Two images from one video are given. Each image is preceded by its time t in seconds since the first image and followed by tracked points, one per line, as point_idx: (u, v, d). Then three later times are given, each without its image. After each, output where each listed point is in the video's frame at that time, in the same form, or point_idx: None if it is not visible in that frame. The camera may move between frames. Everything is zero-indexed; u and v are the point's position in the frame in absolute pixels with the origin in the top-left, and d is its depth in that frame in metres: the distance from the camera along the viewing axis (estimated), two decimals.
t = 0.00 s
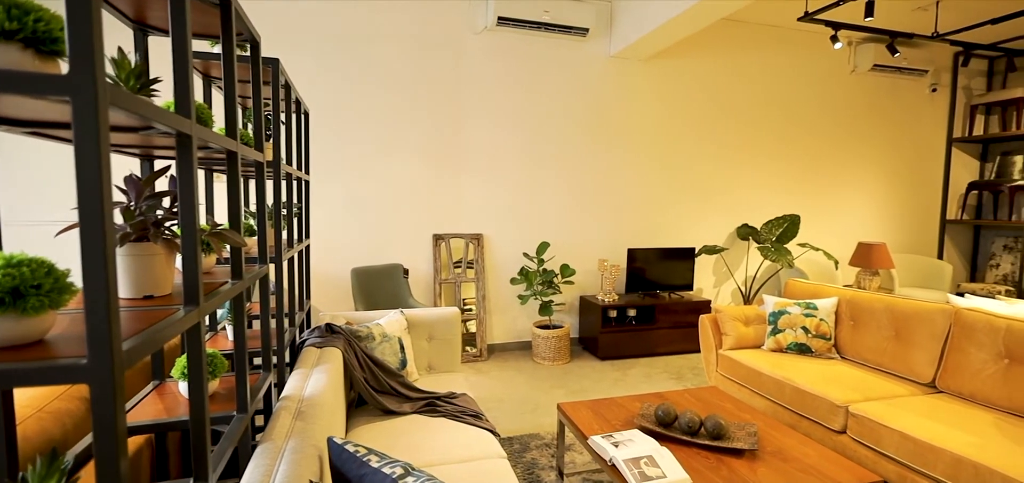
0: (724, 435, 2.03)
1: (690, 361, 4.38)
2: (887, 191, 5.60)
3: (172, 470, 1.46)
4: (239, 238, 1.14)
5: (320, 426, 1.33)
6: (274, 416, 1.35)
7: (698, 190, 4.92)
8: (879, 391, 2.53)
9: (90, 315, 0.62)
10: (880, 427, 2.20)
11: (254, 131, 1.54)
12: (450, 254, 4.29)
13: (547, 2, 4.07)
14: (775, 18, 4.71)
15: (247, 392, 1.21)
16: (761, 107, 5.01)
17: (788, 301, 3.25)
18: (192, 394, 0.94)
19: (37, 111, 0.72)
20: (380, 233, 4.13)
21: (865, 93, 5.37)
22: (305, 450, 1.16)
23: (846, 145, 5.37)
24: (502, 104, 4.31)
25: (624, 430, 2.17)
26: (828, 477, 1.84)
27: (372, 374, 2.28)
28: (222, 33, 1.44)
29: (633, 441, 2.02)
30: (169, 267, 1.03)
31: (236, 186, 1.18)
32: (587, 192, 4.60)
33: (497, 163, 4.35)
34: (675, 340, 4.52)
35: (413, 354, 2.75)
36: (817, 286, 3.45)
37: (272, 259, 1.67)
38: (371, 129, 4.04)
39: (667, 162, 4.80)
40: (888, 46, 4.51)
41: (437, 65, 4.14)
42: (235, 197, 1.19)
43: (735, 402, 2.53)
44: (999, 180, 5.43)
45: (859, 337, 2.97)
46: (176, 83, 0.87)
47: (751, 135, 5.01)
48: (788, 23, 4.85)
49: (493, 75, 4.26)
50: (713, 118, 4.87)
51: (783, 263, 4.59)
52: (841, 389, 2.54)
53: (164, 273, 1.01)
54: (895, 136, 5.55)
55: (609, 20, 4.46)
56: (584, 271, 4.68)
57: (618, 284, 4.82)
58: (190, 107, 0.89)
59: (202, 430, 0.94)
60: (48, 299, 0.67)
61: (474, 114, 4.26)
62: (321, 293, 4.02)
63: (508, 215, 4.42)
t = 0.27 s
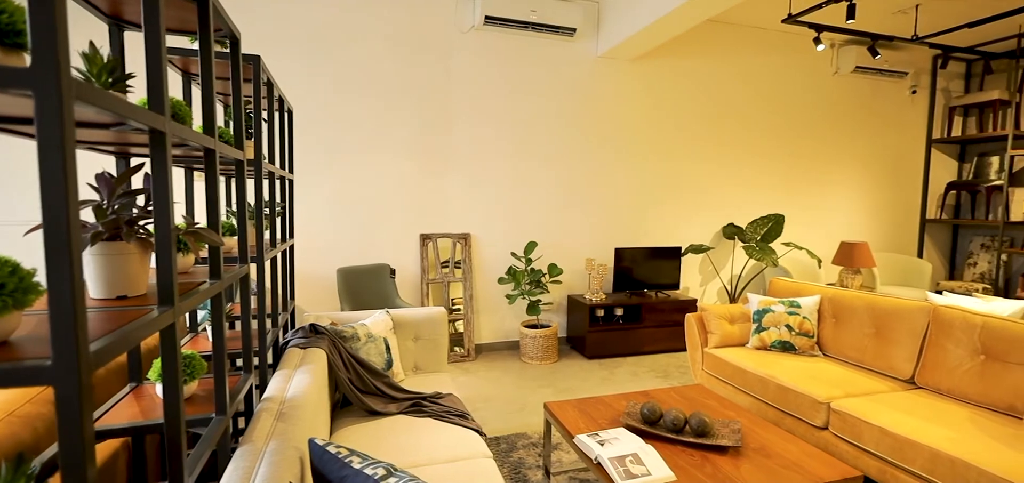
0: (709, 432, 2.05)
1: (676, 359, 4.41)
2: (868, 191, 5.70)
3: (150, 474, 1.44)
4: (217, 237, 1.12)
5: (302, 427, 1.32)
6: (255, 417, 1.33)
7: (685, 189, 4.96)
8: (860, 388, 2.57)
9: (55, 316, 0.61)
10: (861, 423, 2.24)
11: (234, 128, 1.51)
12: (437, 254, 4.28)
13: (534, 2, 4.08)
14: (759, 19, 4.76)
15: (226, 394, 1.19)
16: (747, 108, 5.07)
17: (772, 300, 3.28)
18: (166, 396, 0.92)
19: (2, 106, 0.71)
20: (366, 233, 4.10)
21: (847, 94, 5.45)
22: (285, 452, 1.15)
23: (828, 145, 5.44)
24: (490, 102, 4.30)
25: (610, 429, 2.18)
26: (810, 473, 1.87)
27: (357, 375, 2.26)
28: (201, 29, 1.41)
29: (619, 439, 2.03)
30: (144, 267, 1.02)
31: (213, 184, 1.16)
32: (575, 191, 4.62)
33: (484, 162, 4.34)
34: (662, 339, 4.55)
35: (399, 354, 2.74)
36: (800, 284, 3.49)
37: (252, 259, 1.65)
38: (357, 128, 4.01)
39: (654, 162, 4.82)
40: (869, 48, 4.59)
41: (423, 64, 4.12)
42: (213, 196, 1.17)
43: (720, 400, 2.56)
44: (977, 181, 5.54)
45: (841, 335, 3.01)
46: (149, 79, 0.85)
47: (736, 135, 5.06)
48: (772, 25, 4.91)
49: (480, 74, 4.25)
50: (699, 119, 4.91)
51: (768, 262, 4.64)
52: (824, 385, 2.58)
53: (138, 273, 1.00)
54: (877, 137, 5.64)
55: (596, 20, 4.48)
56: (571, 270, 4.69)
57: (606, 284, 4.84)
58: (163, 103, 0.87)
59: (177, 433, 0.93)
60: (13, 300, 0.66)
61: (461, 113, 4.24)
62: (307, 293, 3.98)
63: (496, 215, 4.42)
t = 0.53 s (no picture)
0: (693, 429, 2.06)
1: (663, 358, 4.44)
2: (850, 191, 5.79)
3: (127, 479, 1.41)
4: (193, 235, 1.10)
5: (282, 429, 1.30)
6: (234, 419, 1.31)
7: (671, 189, 4.99)
8: (842, 384, 2.61)
9: (17, 317, 0.61)
10: (841, 419, 2.27)
11: (212, 126, 1.48)
12: (424, 254, 4.26)
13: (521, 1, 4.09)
14: (743, 21, 4.81)
15: (204, 396, 1.17)
16: (732, 108, 5.12)
17: (756, 298, 3.32)
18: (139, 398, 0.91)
19: None
20: (351, 232, 4.06)
21: (829, 95, 5.54)
22: (265, 454, 1.13)
23: (811, 145, 5.52)
24: (476, 102, 4.29)
25: (596, 427, 2.19)
26: (792, 468, 1.89)
27: (341, 375, 2.24)
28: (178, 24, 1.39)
29: (604, 437, 2.04)
30: (117, 266, 1.01)
31: (190, 183, 1.14)
32: (562, 191, 4.63)
33: (471, 161, 4.33)
34: (648, 337, 4.58)
35: (384, 354, 2.71)
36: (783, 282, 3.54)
37: (232, 259, 1.63)
38: (342, 127, 3.97)
39: (640, 162, 4.85)
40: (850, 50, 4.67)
41: (410, 63, 4.09)
42: (190, 194, 1.15)
43: (704, 397, 2.58)
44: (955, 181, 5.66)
45: (823, 332, 3.06)
46: (120, 74, 0.84)
47: (721, 135, 5.11)
48: (755, 27, 4.97)
49: (467, 74, 4.24)
50: (685, 119, 4.95)
51: (752, 261, 4.70)
52: (806, 382, 2.61)
53: (111, 272, 0.99)
54: (858, 138, 5.73)
55: (582, 20, 4.49)
56: (559, 270, 4.70)
57: (593, 283, 4.86)
58: (135, 99, 0.86)
59: (151, 436, 0.91)
60: None
61: (448, 112, 4.23)
62: (291, 293, 3.94)
63: (483, 215, 4.41)
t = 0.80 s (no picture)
0: (677, 427, 2.08)
1: (649, 357, 4.47)
2: (832, 191, 5.88)
3: None
4: (167, 234, 1.08)
5: (263, 432, 1.28)
6: (213, 422, 1.29)
7: (657, 189, 5.03)
8: (823, 381, 2.64)
9: None
10: (822, 415, 2.30)
11: (190, 123, 1.46)
12: (411, 254, 4.23)
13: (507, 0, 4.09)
14: (727, 22, 4.86)
15: (180, 398, 1.15)
16: (716, 109, 5.17)
17: (740, 297, 3.36)
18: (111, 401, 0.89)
19: None
20: (336, 232, 4.02)
21: (812, 96, 5.62)
22: (244, 457, 1.11)
23: (794, 146, 5.60)
24: (463, 102, 4.28)
25: (581, 426, 2.19)
26: (774, 465, 1.91)
27: (325, 376, 2.22)
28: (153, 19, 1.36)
29: (589, 436, 2.05)
30: (88, 267, 0.99)
31: (165, 180, 1.12)
32: (549, 191, 4.64)
33: (458, 161, 4.32)
34: (635, 336, 4.61)
35: (369, 355, 2.69)
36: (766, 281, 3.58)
37: (211, 260, 1.60)
38: (327, 126, 3.93)
39: (626, 162, 4.88)
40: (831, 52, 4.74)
41: (396, 61, 4.06)
42: (165, 192, 1.13)
43: (689, 395, 2.60)
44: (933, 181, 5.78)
45: (805, 330, 3.10)
46: (90, 69, 0.82)
47: (706, 135, 5.16)
48: (739, 28, 5.03)
49: (453, 73, 4.22)
50: (670, 119, 4.99)
51: (737, 260, 4.76)
52: (788, 379, 2.64)
53: (82, 273, 0.97)
54: (840, 138, 5.82)
55: (569, 20, 4.50)
56: (546, 269, 4.70)
57: (580, 283, 4.87)
58: (106, 94, 0.84)
59: (123, 439, 0.90)
60: None
61: (435, 111, 4.21)
62: (275, 294, 3.89)
63: (470, 214, 4.40)
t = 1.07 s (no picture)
0: (662, 425, 2.09)
1: (635, 355, 4.50)
2: (814, 191, 5.97)
3: None
4: (141, 234, 1.06)
5: (242, 434, 1.26)
6: (190, 425, 1.26)
7: (643, 188, 5.06)
8: (805, 378, 2.68)
9: None
10: (804, 411, 2.33)
11: (167, 120, 1.43)
12: (397, 253, 4.20)
13: None
14: (711, 24, 4.91)
15: (155, 401, 1.13)
16: (701, 110, 5.22)
17: (724, 295, 3.39)
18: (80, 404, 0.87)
19: None
20: (321, 231, 3.98)
21: (795, 98, 5.70)
22: (222, 461, 1.09)
23: (777, 146, 5.67)
24: (450, 101, 4.26)
25: (566, 425, 2.20)
26: (756, 461, 1.93)
27: (308, 378, 2.19)
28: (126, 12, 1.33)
29: (574, 435, 2.05)
30: (57, 267, 0.97)
31: (139, 178, 1.10)
32: (536, 191, 4.64)
33: (445, 160, 4.29)
34: (621, 335, 4.63)
35: (354, 356, 2.67)
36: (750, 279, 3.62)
37: (187, 261, 1.58)
38: (312, 124, 3.89)
39: (613, 162, 4.90)
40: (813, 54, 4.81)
41: (382, 60, 4.04)
42: (139, 190, 1.11)
43: (673, 393, 2.62)
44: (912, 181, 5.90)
45: (788, 327, 3.14)
46: (57, 64, 0.79)
47: (690, 135, 5.20)
48: (723, 30, 5.08)
49: (439, 71, 4.19)
50: (655, 119, 5.02)
51: (721, 259, 4.81)
52: (771, 376, 2.68)
53: (51, 274, 0.95)
54: (821, 140, 5.92)
55: (555, 20, 4.51)
56: (533, 269, 4.71)
57: (566, 282, 4.88)
58: (72, 89, 0.81)
59: (94, 443, 0.87)
60: None
61: (420, 110, 4.18)
62: (258, 295, 3.84)
63: (457, 213, 4.38)
